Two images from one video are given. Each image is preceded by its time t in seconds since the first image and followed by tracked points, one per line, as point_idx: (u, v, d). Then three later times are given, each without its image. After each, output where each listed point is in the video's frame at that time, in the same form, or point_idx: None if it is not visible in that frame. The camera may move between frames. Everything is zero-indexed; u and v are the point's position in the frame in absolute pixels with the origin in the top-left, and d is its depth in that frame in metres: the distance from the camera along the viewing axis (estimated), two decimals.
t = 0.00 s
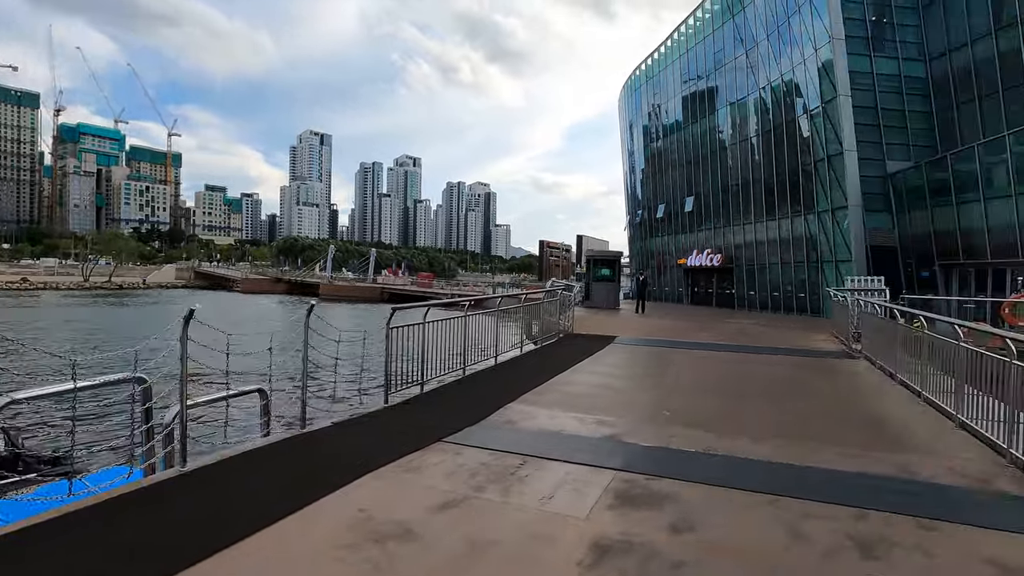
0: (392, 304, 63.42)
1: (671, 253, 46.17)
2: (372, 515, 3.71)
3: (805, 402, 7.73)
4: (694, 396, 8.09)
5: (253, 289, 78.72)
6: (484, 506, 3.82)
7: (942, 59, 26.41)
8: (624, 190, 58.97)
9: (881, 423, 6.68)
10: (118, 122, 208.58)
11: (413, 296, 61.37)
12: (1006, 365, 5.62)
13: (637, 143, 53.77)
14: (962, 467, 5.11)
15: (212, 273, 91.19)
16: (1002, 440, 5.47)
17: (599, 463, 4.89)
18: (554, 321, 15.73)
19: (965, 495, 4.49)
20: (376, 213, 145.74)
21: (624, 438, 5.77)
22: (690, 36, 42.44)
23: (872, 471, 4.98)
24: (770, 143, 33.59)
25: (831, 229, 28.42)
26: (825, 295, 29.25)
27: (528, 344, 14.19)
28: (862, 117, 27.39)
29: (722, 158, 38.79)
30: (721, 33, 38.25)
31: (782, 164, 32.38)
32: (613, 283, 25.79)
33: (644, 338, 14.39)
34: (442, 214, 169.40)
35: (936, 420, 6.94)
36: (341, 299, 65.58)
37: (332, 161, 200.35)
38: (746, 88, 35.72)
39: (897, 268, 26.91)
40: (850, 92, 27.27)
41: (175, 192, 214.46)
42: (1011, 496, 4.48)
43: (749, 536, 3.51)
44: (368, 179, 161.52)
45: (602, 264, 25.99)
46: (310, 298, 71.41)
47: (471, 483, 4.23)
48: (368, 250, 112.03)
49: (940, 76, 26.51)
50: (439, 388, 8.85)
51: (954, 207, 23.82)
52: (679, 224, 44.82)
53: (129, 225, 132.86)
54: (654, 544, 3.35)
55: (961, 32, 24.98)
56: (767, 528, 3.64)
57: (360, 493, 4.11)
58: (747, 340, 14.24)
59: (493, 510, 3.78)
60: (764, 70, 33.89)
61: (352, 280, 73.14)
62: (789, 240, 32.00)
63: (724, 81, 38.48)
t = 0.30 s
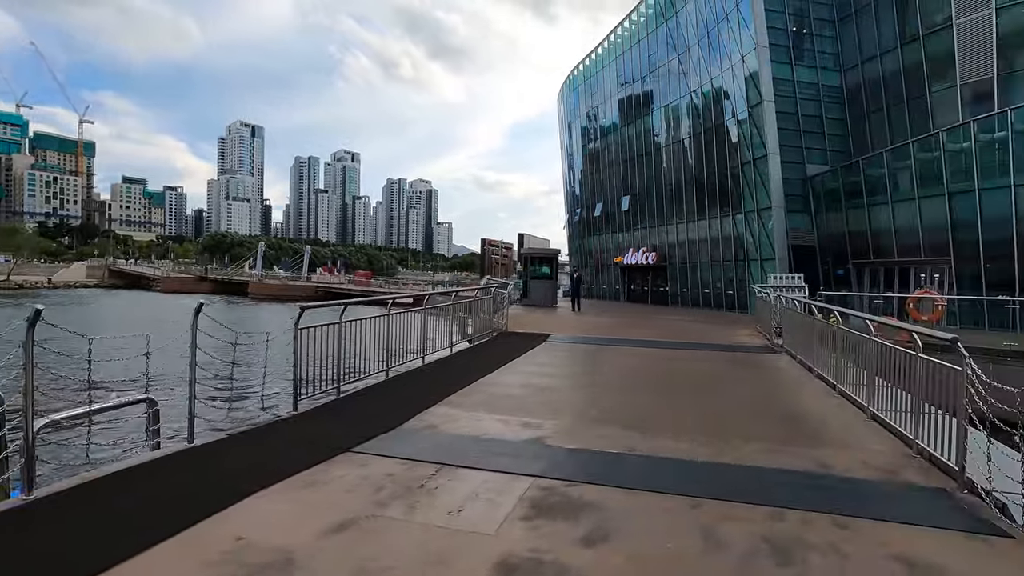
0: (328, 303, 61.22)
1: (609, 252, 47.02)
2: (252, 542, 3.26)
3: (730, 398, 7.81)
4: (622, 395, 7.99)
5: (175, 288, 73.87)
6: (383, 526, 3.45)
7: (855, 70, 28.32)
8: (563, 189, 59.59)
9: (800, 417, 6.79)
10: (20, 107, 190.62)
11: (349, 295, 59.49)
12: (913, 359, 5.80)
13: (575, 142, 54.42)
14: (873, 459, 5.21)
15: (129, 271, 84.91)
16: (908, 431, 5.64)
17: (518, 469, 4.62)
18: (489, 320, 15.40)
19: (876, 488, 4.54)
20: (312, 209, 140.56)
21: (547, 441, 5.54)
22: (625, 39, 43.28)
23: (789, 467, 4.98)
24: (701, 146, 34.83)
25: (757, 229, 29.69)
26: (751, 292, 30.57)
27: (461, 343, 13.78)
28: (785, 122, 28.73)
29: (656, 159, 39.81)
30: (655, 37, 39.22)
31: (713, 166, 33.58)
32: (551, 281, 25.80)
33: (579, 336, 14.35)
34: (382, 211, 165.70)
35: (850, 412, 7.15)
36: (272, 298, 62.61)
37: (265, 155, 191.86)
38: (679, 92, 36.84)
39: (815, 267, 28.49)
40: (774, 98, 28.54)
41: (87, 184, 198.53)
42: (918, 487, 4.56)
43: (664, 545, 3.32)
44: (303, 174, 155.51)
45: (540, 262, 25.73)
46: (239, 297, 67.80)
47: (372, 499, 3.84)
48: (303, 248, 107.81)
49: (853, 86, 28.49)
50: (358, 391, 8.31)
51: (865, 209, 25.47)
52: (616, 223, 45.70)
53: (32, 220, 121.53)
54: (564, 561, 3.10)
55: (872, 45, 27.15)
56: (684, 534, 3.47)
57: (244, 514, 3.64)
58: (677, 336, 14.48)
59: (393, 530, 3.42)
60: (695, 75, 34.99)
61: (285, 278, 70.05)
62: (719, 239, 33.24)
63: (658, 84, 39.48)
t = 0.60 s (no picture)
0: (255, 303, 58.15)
1: (548, 251, 47.26)
2: None
3: (660, 399, 7.68)
4: (552, 398, 7.70)
5: (82, 288, 67.92)
6: (256, 569, 2.94)
7: (778, 78, 29.71)
8: (502, 188, 59.43)
9: (726, 417, 6.73)
10: None
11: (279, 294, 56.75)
12: (834, 357, 5.82)
13: (514, 141, 54.33)
14: (796, 460, 5.14)
15: (29, 270, 77.41)
16: (830, 430, 5.64)
17: (430, 486, 4.21)
18: (420, 320, 14.80)
19: (800, 492, 4.43)
20: (240, 205, 133.58)
21: (466, 453, 5.14)
22: (563, 40, 43.55)
23: (716, 472, 4.82)
24: (636, 148, 35.47)
25: (688, 230, 30.55)
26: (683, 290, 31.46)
27: (391, 345, 13.13)
28: (714, 127, 29.65)
29: (593, 160, 40.30)
30: (592, 39, 39.65)
31: (647, 168, 34.29)
32: (488, 280, 25.42)
33: (512, 336, 14.05)
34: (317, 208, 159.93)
35: (774, 411, 7.17)
36: (194, 299, 58.74)
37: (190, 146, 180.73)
38: (615, 94, 37.44)
39: (742, 266, 29.67)
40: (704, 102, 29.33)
41: None
42: (839, 488, 4.49)
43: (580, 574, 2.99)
44: (231, 168, 147.55)
45: (478, 262, 25.29)
46: (156, 298, 63.22)
47: (250, 535, 3.30)
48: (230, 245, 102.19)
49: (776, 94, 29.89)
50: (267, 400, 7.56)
51: (787, 211, 26.68)
52: (554, 223, 45.97)
53: None
54: None
55: (793, 56, 28.63)
56: (603, 558, 3.17)
57: (84, 562, 3.02)
58: (611, 335, 14.46)
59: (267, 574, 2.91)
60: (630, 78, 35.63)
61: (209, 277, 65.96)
62: (653, 238, 34.05)
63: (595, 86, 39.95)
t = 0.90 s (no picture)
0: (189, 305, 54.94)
1: (498, 250, 46.95)
2: None
3: (607, 398, 7.46)
4: (495, 400, 7.33)
5: None
6: None
7: (720, 82, 30.56)
8: (451, 186, 58.68)
9: (673, 416, 6.55)
10: None
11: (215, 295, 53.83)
12: (780, 353, 5.72)
13: (463, 139, 53.73)
14: (744, 459, 4.98)
15: None
16: (777, 427, 5.52)
17: (351, 503, 3.76)
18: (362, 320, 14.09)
19: (749, 493, 4.24)
20: (174, 202, 126.49)
21: (398, 462, 4.69)
22: (512, 38, 43.39)
23: (663, 475, 4.57)
24: (585, 147, 35.64)
25: (635, 228, 30.92)
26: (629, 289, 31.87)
27: (329, 346, 12.39)
28: (660, 127, 30.08)
29: (543, 159, 40.31)
30: (541, 39, 39.61)
31: (596, 167, 34.53)
32: (435, 279, 24.79)
33: (458, 336, 13.60)
34: (259, 205, 153.71)
35: (721, 407, 7.08)
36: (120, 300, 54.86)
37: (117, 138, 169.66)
38: (564, 94, 37.56)
39: (687, 265, 30.33)
40: (650, 103, 29.66)
41: None
42: (788, 488, 4.33)
43: None
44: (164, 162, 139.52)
45: (425, 261, 24.65)
46: (76, 299, 58.70)
47: None
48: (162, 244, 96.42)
49: (719, 97, 30.74)
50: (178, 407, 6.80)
51: (729, 211, 27.41)
52: (504, 221, 45.74)
53: None
54: None
55: (734, 61, 29.50)
56: None
57: None
58: (559, 333, 14.25)
59: None
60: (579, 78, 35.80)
61: (137, 276, 61.80)
62: (601, 237, 34.34)
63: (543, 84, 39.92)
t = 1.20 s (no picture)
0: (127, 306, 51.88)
1: (456, 250, 46.37)
2: None
3: (562, 405, 7.17)
4: (445, 409, 6.89)
5: None
6: None
7: (675, 85, 31.01)
8: (408, 184, 57.67)
9: (630, 423, 6.31)
10: None
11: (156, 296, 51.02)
12: (739, 356, 5.53)
13: (420, 137, 52.88)
14: (703, 470, 4.75)
15: None
16: (735, 434, 5.34)
17: (270, 541, 3.30)
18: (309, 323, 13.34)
19: (708, 508, 3.99)
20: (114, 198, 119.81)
21: (330, 484, 4.24)
22: (470, 35, 42.90)
23: (619, 490, 4.28)
24: (543, 147, 35.54)
25: (593, 229, 31.00)
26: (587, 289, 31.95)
27: (273, 351, 11.63)
28: (617, 128, 30.22)
29: (501, 159, 40.01)
30: (499, 37, 39.27)
31: (554, 168, 34.47)
32: (390, 279, 24.06)
33: (410, 339, 13.08)
34: (206, 202, 147.50)
35: (678, 412, 6.89)
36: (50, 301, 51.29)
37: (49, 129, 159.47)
38: (522, 93, 37.36)
39: (644, 265, 30.62)
40: (607, 104, 29.77)
41: None
42: (748, 501, 4.11)
43: None
44: (102, 156, 131.95)
45: (379, 261, 23.89)
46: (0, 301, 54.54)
47: None
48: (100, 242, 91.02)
49: (674, 100, 31.18)
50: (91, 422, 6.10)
51: (684, 212, 27.79)
52: (462, 221, 45.21)
53: None
54: None
55: (689, 65, 29.96)
56: None
57: None
58: (516, 335, 13.93)
59: None
60: (537, 77, 35.67)
61: (69, 276, 57.97)
62: (559, 238, 34.31)
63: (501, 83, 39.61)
